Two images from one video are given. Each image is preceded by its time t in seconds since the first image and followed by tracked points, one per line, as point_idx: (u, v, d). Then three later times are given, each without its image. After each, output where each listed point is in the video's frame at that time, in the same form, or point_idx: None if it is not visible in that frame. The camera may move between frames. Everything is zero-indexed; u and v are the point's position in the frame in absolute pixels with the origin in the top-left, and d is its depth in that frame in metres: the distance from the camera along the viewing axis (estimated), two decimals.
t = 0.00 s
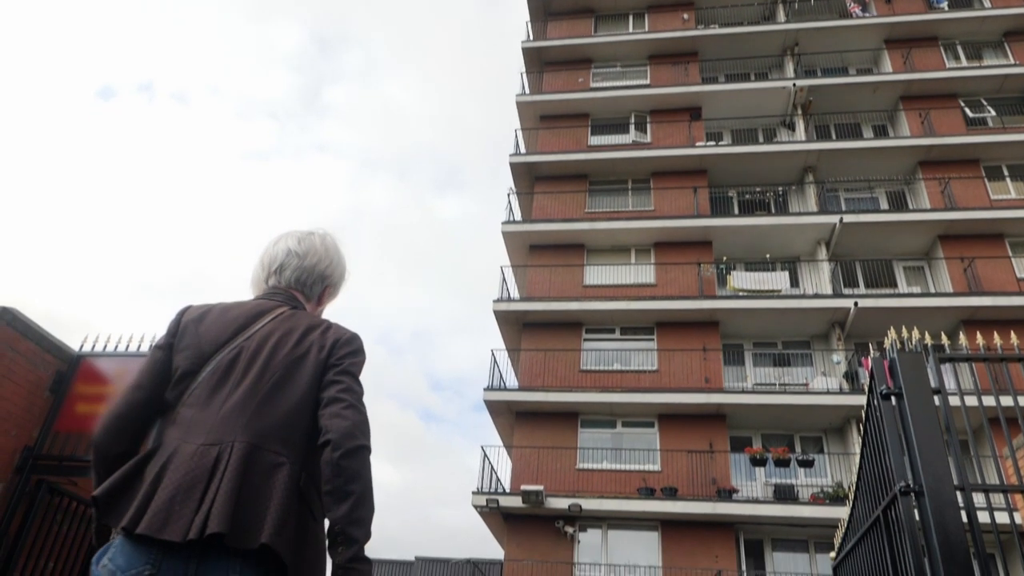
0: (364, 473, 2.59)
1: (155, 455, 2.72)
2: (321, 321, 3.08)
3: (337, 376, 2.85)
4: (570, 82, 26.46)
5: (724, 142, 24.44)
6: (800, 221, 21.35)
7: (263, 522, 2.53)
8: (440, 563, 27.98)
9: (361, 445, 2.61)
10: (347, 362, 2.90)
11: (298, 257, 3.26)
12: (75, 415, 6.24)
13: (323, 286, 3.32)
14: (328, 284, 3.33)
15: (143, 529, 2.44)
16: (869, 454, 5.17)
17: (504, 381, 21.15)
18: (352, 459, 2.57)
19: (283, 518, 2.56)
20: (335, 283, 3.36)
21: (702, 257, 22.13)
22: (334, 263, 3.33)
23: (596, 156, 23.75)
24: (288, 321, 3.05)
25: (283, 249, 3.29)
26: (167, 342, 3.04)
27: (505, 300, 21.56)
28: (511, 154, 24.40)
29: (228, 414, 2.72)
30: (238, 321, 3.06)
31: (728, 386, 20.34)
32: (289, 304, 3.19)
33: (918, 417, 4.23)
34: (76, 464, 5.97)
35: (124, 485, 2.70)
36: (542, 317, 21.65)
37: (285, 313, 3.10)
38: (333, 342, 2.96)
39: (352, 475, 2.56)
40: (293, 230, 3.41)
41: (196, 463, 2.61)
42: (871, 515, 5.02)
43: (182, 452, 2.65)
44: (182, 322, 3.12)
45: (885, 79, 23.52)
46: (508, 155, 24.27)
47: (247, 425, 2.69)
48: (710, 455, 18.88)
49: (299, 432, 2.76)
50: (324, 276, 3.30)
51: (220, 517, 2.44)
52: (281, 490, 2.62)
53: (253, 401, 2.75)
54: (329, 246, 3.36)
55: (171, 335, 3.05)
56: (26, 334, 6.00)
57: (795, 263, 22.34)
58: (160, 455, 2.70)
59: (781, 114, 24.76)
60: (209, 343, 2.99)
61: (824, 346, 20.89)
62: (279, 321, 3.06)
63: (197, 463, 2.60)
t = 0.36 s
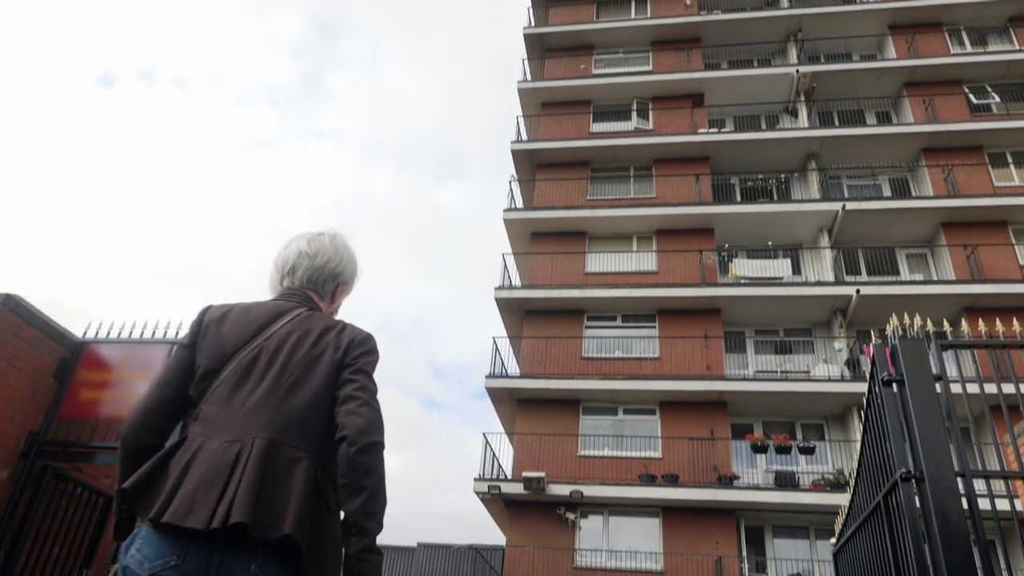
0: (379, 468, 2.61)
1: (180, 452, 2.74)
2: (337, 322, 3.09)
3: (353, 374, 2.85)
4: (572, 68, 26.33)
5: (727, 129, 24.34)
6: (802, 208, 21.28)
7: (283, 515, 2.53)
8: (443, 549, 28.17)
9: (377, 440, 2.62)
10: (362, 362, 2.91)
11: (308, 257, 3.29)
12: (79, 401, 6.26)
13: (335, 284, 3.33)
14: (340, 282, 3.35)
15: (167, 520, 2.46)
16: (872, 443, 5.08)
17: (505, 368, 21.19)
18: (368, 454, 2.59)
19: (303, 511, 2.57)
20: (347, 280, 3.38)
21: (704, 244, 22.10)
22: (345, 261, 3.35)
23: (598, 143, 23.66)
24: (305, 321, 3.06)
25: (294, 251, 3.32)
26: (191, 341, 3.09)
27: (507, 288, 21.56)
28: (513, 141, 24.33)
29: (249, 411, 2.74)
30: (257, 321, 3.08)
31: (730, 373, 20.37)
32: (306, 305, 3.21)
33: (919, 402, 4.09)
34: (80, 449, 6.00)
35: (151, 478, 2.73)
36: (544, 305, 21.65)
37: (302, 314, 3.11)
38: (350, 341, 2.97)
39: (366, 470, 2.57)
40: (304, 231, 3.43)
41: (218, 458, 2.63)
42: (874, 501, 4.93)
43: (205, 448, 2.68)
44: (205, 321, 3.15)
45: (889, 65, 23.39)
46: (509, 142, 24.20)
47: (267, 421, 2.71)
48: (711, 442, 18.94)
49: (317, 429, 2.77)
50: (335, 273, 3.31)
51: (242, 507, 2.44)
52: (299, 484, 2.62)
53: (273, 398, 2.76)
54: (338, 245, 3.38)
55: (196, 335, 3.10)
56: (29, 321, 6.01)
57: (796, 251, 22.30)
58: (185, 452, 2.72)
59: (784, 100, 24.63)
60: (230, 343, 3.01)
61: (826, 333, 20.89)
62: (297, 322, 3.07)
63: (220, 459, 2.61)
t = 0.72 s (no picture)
0: (393, 464, 2.70)
1: (203, 445, 2.80)
2: (352, 320, 3.14)
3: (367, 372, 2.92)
4: (573, 54, 26.20)
5: (729, 115, 24.23)
6: (805, 195, 21.22)
7: (304, 504, 2.59)
8: (445, 535, 28.36)
9: (392, 439, 2.71)
10: (375, 361, 2.98)
11: (318, 255, 3.33)
12: (83, 387, 6.26)
13: (346, 279, 3.37)
14: (350, 278, 3.39)
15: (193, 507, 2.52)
16: (873, 428, 5.07)
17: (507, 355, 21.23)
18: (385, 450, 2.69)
19: (324, 500, 2.62)
20: (358, 275, 3.41)
21: (706, 231, 22.07)
22: (354, 257, 3.38)
23: (600, 130, 23.59)
24: (321, 319, 3.11)
25: (304, 251, 3.36)
26: (212, 335, 3.13)
27: (508, 274, 21.56)
28: (514, 128, 24.25)
29: (269, 406, 2.81)
30: (274, 318, 3.12)
31: (731, 360, 20.41)
32: (321, 303, 3.25)
33: (920, 388, 4.07)
34: (84, 435, 6.00)
35: (174, 469, 2.78)
36: (546, 292, 21.67)
37: (319, 311, 3.16)
38: (365, 340, 3.04)
39: (381, 466, 2.67)
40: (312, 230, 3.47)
41: (241, 450, 2.70)
42: (874, 486, 4.96)
43: (228, 441, 2.75)
44: (224, 316, 3.20)
45: (892, 50, 23.25)
46: (510, 128, 24.12)
47: (287, 416, 2.78)
48: (712, 428, 19.01)
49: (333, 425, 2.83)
50: (345, 269, 3.34)
51: (266, 495, 2.50)
52: (320, 475, 2.68)
53: (292, 393, 2.83)
54: (346, 241, 3.41)
55: (215, 329, 3.15)
56: (32, 308, 6.00)
57: (799, 237, 22.26)
58: (208, 445, 2.78)
59: (787, 86, 24.50)
60: (249, 339, 3.07)
61: (828, 320, 20.89)
62: (313, 319, 3.12)
63: (242, 453, 2.68)
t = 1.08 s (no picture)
0: (403, 462, 2.79)
1: (222, 435, 2.84)
2: (364, 315, 3.19)
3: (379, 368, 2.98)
4: (574, 39, 26.05)
5: (731, 100, 24.11)
6: (807, 180, 21.15)
7: (321, 495, 2.65)
8: (449, 520, 28.64)
9: (402, 438, 2.79)
10: (387, 357, 3.04)
11: (327, 252, 3.37)
12: (87, 375, 6.02)
13: (356, 274, 3.40)
14: (360, 272, 3.42)
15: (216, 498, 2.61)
16: (874, 412, 5.05)
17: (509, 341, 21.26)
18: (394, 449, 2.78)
19: (343, 494, 2.69)
20: (368, 269, 3.44)
21: (708, 217, 22.04)
22: (363, 251, 3.42)
23: (601, 115, 23.50)
24: (335, 314, 3.14)
25: (313, 248, 3.39)
26: (230, 328, 3.17)
27: (510, 261, 21.56)
28: (516, 114, 24.16)
29: (287, 400, 2.85)
30: (289, 312, 3.15)
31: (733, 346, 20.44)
32: (333, 298, 3.28)
33: (920, 372, 4.03)
34: (89, 422, 5.79)
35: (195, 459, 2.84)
36: (547, 278, 21.67)
37: (330, 307, 3.19)
38: (377, 337, 3.08)
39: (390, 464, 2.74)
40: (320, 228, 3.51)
41: (260, 443, 2.74)
42: (874, 470, 4.98)
43: (246, 433, 2.79)
44: (241, 309, 3.22)
45: (896, 34, 23.11)
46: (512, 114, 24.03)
47: (305, 412, 2.83)
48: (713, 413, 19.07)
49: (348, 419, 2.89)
50: (355, 264, 3.38)
51: (288, 488, 2.57)
52: (336, 469, 2.74)
53: (308, 389, 2.88)
54: (354, 236, 3.44)
55: (232, 323, 3.18)
56: (35, 295, 5.75)
57: (801, 223, 22.21)
58: (227, 436, 2.82)
59: (789, 71, 24.33)
60: (265, 332, 3.10)
61: (829, 305, 20.89)
62: (325, 314, 3.16)
63: (262, 445, 2.73)
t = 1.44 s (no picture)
0: (412, 455, 2.88)
1: (240, 424, 2.87)
2: (376, 308, 3.20)
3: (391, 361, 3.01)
4: (576, 23, 25.88)
5: (734, 84, 23.98)
6: (810, 165, 21.07)
7: (338, 483, 2.69)
8: (452, 505, 28.90)
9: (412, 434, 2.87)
10: (397, 350, 3.06)
11: (335, 248, 3.37)
12: (92, 361, 5.93)
13: (364, 268, 3.39)
14: (368, 266, 3.41)
15: (232, 483, 2.65)
16: (876, 397, 5.03)
17: (511, 327, 21.30)
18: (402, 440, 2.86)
19: (357, 483, 2.73)
20: (376, 263, 3.44)
21: (710, 202, 21.99)
22: (370, 245, 3.41)
23: (603, 100, 23.39)
24: (348, 307, 3.15)
25: (323, 244, 3.41)
26: (245, 321, 3.18)
27: (513, 247, 21.54)
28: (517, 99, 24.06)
29: (303, 390, 2.88)
30: (302, 305, 3.17)
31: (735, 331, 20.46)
32: (343, 292, 3.28)
33: (924, 357, 3.99)
34: (94, 408, 5.71)
35: (215, 446, 2.87)
36: (550, 264, 21.67)
37: (342, 301, 3.20)
38: (389, 330, 3.10)
39: (398, 459, 2.84)
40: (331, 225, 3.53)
41: (277, 432, 2.77)
42: (876, 452, 4.98)
43: (263, 422, 2.82)
44: (256, 303, 3.24)
45: (901, 17, 22.92)
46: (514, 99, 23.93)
47: (320, 402, 2.85)
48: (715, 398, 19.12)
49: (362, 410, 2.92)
50: (362, 258, 3.37)
51: (305, 476, 2.61)
52: (351, 459, 2.78)
53: (323, 380, 2.90)
54: (362, 232, 3.44)
55: (247, 315, 3.21)
56: (39, 282, 5.69)
57: (803, 208, 22.16)
58: (245, 424, 2.85)
59: (793, 55, 24.17)
60: (279, 324, 3.12)
61: (832, 291, 20.87)
62: (338, 306, 3.17)
63: (281, 434, 2.76)
